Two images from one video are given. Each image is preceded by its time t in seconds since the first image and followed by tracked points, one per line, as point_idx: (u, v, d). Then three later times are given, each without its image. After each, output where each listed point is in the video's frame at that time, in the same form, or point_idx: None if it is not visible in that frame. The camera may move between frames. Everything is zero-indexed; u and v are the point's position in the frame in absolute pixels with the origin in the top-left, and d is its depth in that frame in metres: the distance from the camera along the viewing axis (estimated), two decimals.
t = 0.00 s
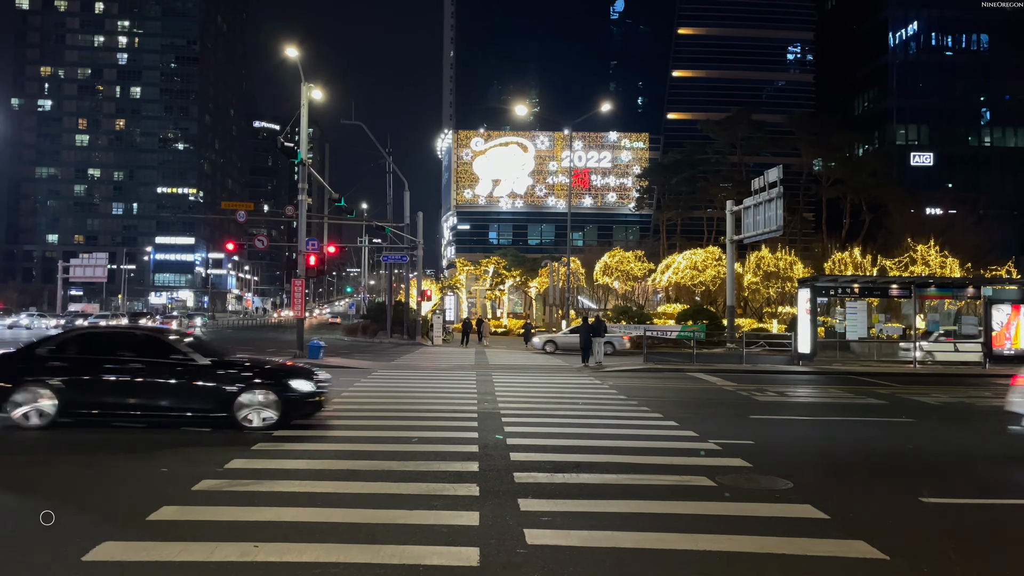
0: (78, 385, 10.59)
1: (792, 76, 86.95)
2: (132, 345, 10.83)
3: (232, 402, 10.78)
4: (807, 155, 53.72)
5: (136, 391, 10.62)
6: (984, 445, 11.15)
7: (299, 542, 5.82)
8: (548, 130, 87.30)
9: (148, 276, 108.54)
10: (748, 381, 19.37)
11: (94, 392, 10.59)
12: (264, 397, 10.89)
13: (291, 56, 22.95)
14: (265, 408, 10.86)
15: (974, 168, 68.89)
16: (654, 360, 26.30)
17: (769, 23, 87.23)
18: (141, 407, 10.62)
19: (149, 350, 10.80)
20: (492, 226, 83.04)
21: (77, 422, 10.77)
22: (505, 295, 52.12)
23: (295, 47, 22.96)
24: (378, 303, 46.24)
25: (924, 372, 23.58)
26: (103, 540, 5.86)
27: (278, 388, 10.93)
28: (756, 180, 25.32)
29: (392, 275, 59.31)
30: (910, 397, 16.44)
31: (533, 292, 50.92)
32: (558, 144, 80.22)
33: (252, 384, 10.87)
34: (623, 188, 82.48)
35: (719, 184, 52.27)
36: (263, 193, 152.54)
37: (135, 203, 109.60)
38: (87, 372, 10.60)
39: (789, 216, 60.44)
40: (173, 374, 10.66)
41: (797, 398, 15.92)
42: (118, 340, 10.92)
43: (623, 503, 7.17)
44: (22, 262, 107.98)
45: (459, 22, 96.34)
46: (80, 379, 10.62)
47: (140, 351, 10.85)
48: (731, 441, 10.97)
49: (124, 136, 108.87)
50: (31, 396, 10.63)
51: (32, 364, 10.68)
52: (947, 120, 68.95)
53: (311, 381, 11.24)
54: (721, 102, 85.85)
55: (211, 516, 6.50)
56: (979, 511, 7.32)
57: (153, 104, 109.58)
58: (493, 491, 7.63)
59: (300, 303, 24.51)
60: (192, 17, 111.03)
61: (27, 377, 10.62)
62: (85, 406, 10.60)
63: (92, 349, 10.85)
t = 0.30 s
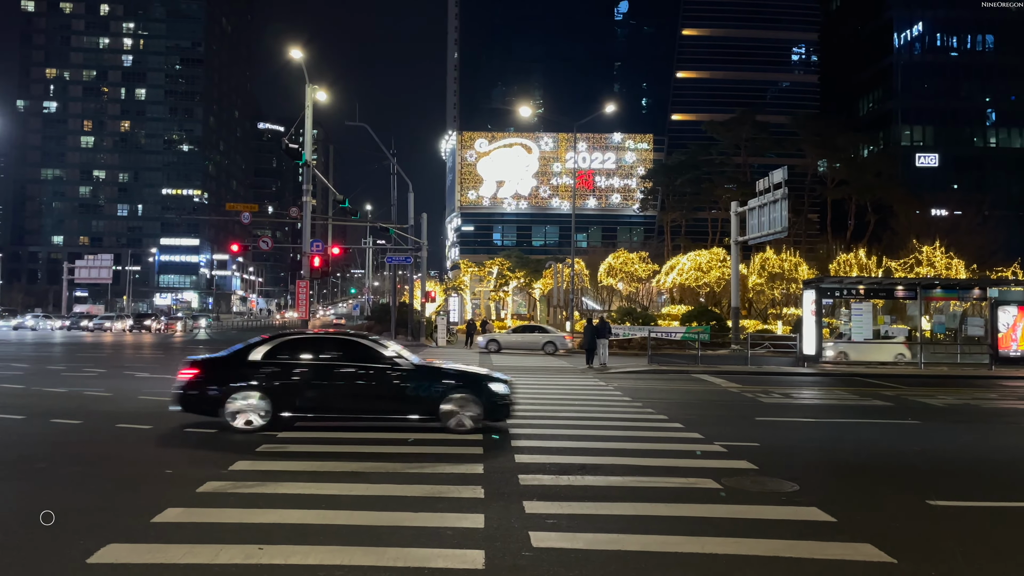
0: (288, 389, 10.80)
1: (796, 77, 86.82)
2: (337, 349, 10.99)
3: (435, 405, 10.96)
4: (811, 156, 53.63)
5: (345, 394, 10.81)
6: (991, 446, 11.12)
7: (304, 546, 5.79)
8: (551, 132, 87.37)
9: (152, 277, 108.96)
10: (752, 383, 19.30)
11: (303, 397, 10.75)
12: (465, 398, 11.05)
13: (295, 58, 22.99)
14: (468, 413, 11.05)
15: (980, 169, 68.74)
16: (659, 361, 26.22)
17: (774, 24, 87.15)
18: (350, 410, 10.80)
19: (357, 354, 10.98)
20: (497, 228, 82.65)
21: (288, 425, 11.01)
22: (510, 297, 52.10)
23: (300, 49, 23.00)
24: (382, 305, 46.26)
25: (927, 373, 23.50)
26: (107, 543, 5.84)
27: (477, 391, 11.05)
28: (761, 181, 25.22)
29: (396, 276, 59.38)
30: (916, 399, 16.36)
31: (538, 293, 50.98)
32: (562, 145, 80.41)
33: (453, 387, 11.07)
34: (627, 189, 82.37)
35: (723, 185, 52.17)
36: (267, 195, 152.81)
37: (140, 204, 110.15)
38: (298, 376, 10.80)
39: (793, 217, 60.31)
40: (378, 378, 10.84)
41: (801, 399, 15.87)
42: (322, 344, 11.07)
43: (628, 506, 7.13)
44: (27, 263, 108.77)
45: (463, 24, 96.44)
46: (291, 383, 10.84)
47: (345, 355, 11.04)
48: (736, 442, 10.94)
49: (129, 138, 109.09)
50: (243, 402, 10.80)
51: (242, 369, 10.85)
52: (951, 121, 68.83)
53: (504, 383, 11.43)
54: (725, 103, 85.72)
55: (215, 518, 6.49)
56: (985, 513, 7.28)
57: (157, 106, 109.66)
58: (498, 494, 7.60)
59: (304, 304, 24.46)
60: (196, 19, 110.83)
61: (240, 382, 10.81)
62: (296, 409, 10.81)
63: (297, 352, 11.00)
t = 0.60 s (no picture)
0: (497, 392, 11.02)
1: (801, 78, 86.66)
2: (541, 354, 11.18)
3: (640, 409, 11.02)
4: (816, 157, 53.49)
5: (553, 398, 10.98)
6: (999, 447, 11.06)
7: (311, 547, 5.78)
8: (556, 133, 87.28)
9: (157, 278, 109.57)
10: (757, 384, 19.18)
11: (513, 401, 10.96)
12: (666, 404, 11.05)
13: (302, 59, 22.99)
14: (669, 418, 11.04)
15: (986, 169, 68.57)
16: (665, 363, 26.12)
17: (779, 25, 87.03)
18: (557, 414, 10.98)
19: (554, 357, 11.19)
20: (501, 229, 82.56)
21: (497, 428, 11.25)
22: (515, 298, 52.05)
23: (305, 50, 22.99)
24: (387, 306, 46.16)
25: (934, 374, 23.42)
26: (113, 544, 5.84)
27: (679, 395, 11.05)
28: (767, 182, 25.10)
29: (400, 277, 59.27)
30: (924, 400, 16.24)
31: (543, 294, 50.94)
32: (567, 146, 80.80)
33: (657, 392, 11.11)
34: (632, 190, 82.31)
35: (729, 186, 52.01)
36: (272, 196, 153.03)
37: (146, 206, 110.38)
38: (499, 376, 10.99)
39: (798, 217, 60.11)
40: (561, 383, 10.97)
41: (807, 401, 15.77)
42: (526, 347, 11.27)
43: (635, 508, 7.11)
44: (33, 264, 109.38)
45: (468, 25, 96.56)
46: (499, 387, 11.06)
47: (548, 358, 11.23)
48: (743, 444, 10.89)
49: (135, 139, 109.48)
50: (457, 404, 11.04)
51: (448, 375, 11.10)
52: (957, 121, 68.65)
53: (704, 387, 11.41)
54: (730, 104, 85.58)
55: (221, 519, 6.49)
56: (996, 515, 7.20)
57: (163, 108, 109.96)
58: (504, 494, 7.58)
59: (309, 305, 24.37)
60: (202, 20, 110.98)
61: (451, 386, 11.08)
62: (506, 412, 11.04)
63: (503, 355, 11.23)
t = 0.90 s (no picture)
0: (709, 398, 11.02)
1: (806, 78, 86.53)
2: (747, 362, 11.19)
3: (848, 417, 10.98)
4: (821, 157, 53.42)
5: (763, 405, 10.97)
6: (1005, 447, 11.05)
7: (315, 547, 5.80)
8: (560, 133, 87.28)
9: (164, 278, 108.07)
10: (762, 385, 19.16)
11: (725, 407, 10.95)
12: (875, 411, 10.97)
13: (306, 60, 23.06)
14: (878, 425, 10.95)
15: (991, 169, 68.39)
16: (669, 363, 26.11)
17: (784, 26, 86.93)
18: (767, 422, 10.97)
19: (759, 364, 11.19)
20: (505, 230, 82.63)
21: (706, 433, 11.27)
22: (519, 299, 52.04)
23: (309, 51, 23.06)
24: (392, 307, 46.23)
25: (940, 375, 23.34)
26: (119, 544, 5.85)
27: (885, 402, 10.97)
28: (772, 182, 25.04)
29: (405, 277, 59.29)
30: (930, 401, 16.27)
31: (547, 295, 50.98)
32: (571, 146, 80.59)
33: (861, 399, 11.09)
34: (636, 191, 82.24)
35: (733, 186, 51.93)
36: (277, 197, 153.35)
37: (151, 206, 110.69)
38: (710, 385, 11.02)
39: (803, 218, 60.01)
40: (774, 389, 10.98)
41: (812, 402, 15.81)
42: (730, 354, 11.28)
43: (639, 508, 7.12)
44: (39, 265, 109.97)
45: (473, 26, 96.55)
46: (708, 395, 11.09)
47: (753, 366, 11.22)
48: (749, 444, 10.87)
49: (141, 141, 109.86)
50: (666, 410, 11.11)
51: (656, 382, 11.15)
52: (963, 121, 68.47)
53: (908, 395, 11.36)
54: (735, 104, 85.49)
55: (226, 519, 6.51)
56: (1004, 516, 7.17)
57: (169, 109, 110.04)
58: (510, 495, 7.60)
59: (314, 306, 24.38)
60: (206, 22, 111.18)
61: (663, 392, 11.10)
62: (717, 418, 11.05)
63: (710, 361, 11.22)
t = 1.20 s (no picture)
0: (922, 407, 10.88)
1: (810, 78, 86.43)
2: (953, 364, 11.14)
3: None
4: (826, 157, 53.34)
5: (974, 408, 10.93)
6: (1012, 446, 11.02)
7: (320, 547, 5.81)
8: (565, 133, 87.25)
9: (168, 279, 109.39)
10: (767, 385, 19.15)
11: (942, 413, 10.87)
12: None
13: (311, 61, 23.11)
14: None
15: (998, 170, 68.04)
16: (674, 363, 26.10)
17: (789, 26, 86.86)
18: (974, 426, 10.93)
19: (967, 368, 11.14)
20: (510, 230, 82.75)
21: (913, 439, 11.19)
22: (524, 299, 52.01)
23: (315, 52, 23.10)
24: (396, 307, 46.24)
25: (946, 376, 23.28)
26: (125, 544, 5.87)
27: None
28: (776, 182, 24.97)
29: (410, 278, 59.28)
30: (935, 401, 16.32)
31: (551, 295, 50.96)
32: (576, 146, 80.42)
33: None
34: (641, 191, 82.13)
35: (738, 186, 51.86)
36: (281, 197, 153.59)
37: (156, 207, 110.88)
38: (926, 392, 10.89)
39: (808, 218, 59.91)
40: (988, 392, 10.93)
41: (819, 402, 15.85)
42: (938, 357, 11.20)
43: (644, 508, 7.12)
44: (45, 266, 110.31)
45: (477, 27, 96.65)
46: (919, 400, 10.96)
47: (960, 369, 11.17)
48: (753, 445, 10.88)
49: (146, 142, 110.10)
50: (881, 416, 10.95)
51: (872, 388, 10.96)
52: (969, 121, 68.30)
53: None
54: (739, 104, 85.43)
55: (230, 520, 6.51)
56: (1009, 517, 7.17)
57: (173, 110, 110.27)
58: (513, 495, 7.61)
59: (318, 306, 24.36)
60: (211, 23, 111.38)
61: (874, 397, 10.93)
62: (928, 424, 10.93)
63: (918, 367, 11.09)
